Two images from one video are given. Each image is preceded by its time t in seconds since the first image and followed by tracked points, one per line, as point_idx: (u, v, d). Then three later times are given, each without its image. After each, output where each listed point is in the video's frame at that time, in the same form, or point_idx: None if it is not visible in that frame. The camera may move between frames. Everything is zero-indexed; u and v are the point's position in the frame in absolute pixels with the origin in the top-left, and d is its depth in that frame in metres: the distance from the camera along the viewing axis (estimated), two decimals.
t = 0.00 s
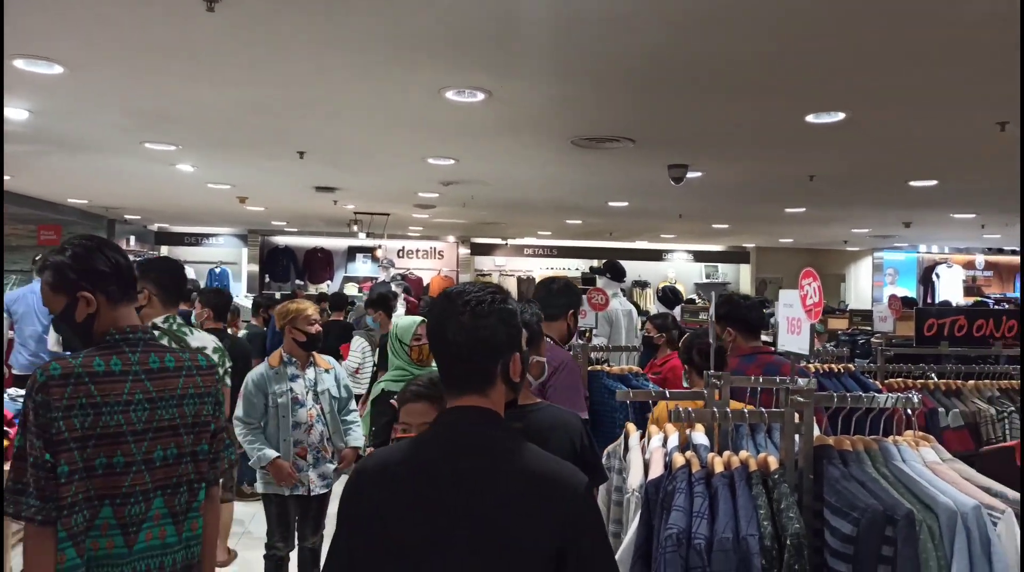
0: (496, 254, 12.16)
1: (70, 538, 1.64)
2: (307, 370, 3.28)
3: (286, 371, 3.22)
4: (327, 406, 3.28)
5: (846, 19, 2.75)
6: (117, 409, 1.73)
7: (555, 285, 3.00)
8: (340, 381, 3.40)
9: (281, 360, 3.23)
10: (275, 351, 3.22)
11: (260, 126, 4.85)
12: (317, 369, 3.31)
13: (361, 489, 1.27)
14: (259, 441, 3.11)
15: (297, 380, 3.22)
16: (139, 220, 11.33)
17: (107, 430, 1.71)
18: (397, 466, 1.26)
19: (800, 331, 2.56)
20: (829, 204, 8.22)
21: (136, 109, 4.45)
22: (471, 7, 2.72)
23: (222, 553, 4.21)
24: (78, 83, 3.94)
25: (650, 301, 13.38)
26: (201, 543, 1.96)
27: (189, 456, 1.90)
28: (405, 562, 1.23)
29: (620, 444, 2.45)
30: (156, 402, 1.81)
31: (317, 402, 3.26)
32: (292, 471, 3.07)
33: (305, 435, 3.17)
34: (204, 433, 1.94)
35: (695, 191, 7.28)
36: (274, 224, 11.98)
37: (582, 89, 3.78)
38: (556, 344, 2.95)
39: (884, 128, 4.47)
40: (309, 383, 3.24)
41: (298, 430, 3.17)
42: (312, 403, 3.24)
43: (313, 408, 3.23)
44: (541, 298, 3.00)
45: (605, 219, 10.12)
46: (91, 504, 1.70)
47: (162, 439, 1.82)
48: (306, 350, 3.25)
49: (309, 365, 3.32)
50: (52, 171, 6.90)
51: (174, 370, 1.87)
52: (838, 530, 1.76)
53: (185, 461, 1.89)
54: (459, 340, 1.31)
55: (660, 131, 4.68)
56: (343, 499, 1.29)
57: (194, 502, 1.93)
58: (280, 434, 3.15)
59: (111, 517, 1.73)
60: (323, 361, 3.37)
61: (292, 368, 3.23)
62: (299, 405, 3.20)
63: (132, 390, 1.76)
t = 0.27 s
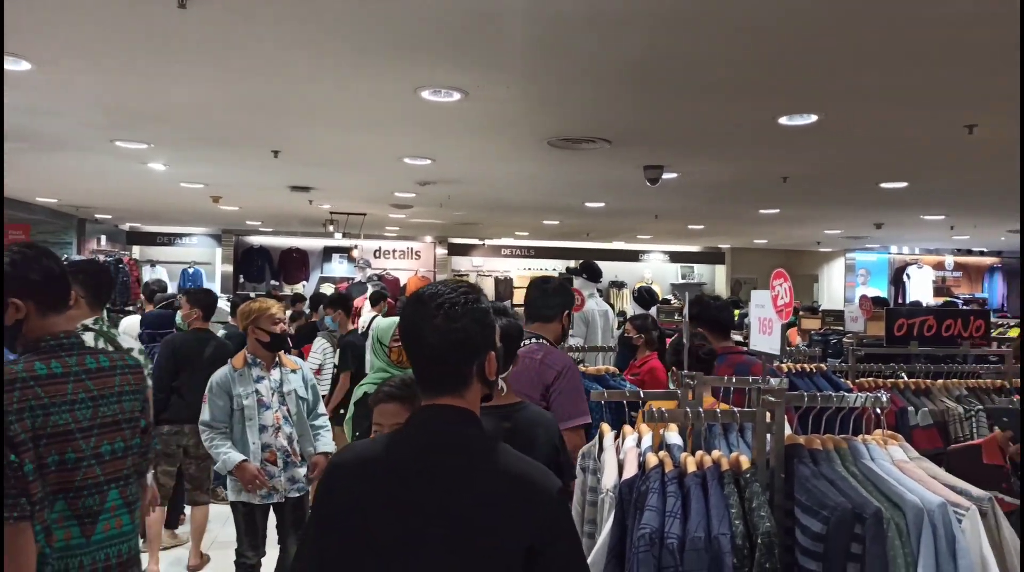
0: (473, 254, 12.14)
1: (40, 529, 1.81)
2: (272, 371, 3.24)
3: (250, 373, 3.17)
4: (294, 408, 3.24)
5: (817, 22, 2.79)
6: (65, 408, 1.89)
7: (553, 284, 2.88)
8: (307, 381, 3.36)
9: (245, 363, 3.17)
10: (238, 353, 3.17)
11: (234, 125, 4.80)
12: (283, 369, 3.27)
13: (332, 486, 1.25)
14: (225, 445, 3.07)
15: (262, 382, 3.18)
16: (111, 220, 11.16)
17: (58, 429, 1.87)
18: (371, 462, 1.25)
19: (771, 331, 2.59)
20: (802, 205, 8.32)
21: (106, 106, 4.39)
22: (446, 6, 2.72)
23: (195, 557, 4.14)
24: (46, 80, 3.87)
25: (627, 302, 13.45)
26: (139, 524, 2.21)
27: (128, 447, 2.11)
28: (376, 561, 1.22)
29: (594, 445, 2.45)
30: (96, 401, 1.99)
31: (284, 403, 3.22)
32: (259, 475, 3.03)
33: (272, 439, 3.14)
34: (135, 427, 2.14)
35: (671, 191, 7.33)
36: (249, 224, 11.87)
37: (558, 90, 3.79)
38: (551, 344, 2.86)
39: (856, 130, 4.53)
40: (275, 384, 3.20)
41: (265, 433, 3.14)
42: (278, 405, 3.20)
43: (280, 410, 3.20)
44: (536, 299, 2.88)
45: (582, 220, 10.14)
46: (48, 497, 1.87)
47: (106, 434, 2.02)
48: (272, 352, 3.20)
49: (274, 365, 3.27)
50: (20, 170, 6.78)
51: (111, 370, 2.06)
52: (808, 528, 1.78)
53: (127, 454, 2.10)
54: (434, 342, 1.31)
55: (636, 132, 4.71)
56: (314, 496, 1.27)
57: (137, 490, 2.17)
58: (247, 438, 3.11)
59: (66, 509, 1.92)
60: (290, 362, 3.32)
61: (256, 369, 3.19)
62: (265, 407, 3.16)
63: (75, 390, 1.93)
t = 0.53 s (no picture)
0: (452, 258, 12.13)
1: None
2: (250, 380, 3.21)
3: (226, 382, 3.15)
4: (271, 417, 3.19)
5: (791, 29, 2.83)
6: None
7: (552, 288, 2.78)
8: (287, 390, 3.31)
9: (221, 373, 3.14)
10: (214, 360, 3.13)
11: (210, 127, 4.76)
12: (261, 377, 3.22)
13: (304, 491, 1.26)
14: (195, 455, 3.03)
15: (237, 391, 3.15)
16: (84, 222, 11.01)
17: None
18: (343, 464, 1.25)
19: (745, 336, 2.61)
20: (778, 211, 8.41)
21: (80, 108, 4.33)
22: (424, 10, 2.72)
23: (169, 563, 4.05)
24: (17, 80, 3.82)
25: (606, 306, 13.51)
26: (47, 516, 2.20)
27: (30, 444, 2.07)
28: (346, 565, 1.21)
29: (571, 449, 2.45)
30: None
31: (260, 412, 3.18)
32: (225, 492, 2.97)
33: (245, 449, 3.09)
34: (36, 424, 2.10)
35: (649, 196, 7.38)
36: (226, 227, 11.77)
37: (536, 94, 3.80)
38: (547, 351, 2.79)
39: (829, 136, 4.59)
40: (251, 393, 3.17)
41: (239, 443, 3.11)
42: (254, 414, 3.17)
43: (255, 419, 3.16)
44: (530, 304, 2.76)
45: (561, 224, 10.18)
46: None
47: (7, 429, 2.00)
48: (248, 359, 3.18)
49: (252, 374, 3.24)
50: None
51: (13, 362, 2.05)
52: (780, 531, 1.80)
53: (28, 450, 2.07)
54: (408, 346, 1.30)
55: (613, 137, 4.74)
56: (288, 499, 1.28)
57: (39, 485, 2.12)
58: (220, 449, 3.09)
59: None
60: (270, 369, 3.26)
61: (232, 378, 3.16)
62: (239, 417, 3.13)
63: None
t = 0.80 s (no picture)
0: (436, 254, 12.11)
1: None
2: (247, 381, 3.13)
3: (222, 381, 3.09)
4: (267, 420, 3.11)
5: (773, 28, 2.84)
6: None
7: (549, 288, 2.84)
8: (285, 393, 3.24)
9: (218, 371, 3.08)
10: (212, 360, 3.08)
11: (191, 123, 4.71)
12: (259, 380, 3.15)
13: (277, 486, 1.24)
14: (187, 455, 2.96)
15: (233, 392, 3.08)
16: (63, 218, 10.87)
17: None
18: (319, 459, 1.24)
19: (726, 333, 2.62)
20: (760, 208, 8.46)
21: (57, 102, 4.27)
22: (407, 6, 2.71)
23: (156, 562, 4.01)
24: None
25: (590, 303, 13.55)
26: None
27: None
28: (323, 561, 1.21)
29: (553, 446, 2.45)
30: None
31: (256, 415, 3.11)
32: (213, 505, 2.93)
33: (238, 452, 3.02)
34: None
35: (633, 194, 7.40)
36: (208, 223, 11.67)
37: (520, 91, 3.80)
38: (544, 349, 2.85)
39: (811, 135, 4.63)
40: (247, 395, 3.10)
41: (233, 445, 3.04)
42: (250, 417, 3.09)
43: (250, 422, 3.09)
44: (530, 302, 2.85)
45: (545, 221, 10.18)
46: None
47: None
48: (248, 359, 3.12)
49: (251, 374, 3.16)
50: None
51: None
52: (759, 526, 1.82)
53: None
54: (385, 340, 1.30)
55: (597, 135, 4.75)
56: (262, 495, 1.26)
57: None
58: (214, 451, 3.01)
59: None
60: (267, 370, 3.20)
61: (229, 378, 3.10)
62: (234, 418, 3.06)
63: None
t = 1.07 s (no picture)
0: (420, 252, 12.07)
1: None
2: (252, 379, 3.06)
3: (227, 378, 2.98)
4: (272, 419, 3.05)
5: (756, 24, 2.84)
6: None
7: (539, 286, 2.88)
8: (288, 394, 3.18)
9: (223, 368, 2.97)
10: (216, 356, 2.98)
11: (170, 118, 4.66)
12: (264, 378, 3.09)
13: (254, 481, 1.22)
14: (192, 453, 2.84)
15: (240, 388, 2.98)
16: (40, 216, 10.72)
17: None
18: (296, 455, 1.23)
19: (707, 329, 2.61)
20: (743, 205, 8.51)
21: (32, 97, 4.20)
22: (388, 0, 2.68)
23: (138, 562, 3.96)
24: None
25: (574, 300, 13.55)
26: None
27: None
28: (299, 560, 1.20)
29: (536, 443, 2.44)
30: None
31: (262, 413, 3.03)
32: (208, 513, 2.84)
33: (246, 450, 2.93)
34: None
35: (616, 191, 7.41)
36: (189, 220, 11.56)
37: (502, 88, 3.78)
38: (535, 347, 2.88)
39: (792, 132, 4.66)
40: (253, 392, 3.01)
41: (240, 443, 2.93)
42: (256, 414, 3.00)
43: (257, 419, 3.00)
44: (523, 300, 2.87)
45: (529, 218, 10.17)
46: None
47: None
48: (251, 356, 3.03)
49: (255, 374, 3.09)
50: None
51: None
52: (740, 521, 1.83)
53: None
54: (368, 337, 1.29)
55: (580, 132, 4.75)
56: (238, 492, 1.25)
57: None
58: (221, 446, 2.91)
59: None
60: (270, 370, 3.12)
61: (234, 374, 2.99)
62: (241, 415, 2.96)
63: None
